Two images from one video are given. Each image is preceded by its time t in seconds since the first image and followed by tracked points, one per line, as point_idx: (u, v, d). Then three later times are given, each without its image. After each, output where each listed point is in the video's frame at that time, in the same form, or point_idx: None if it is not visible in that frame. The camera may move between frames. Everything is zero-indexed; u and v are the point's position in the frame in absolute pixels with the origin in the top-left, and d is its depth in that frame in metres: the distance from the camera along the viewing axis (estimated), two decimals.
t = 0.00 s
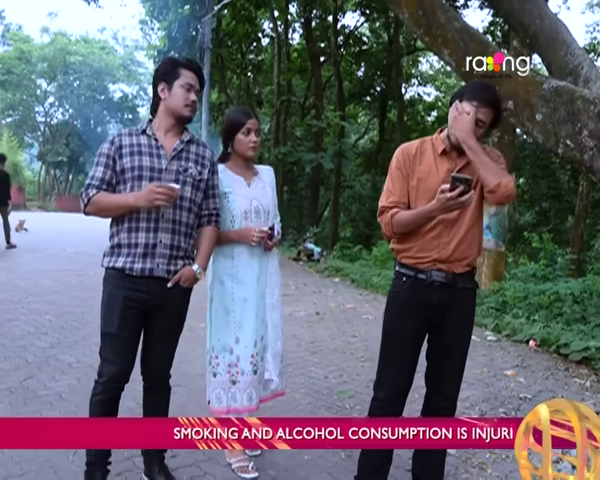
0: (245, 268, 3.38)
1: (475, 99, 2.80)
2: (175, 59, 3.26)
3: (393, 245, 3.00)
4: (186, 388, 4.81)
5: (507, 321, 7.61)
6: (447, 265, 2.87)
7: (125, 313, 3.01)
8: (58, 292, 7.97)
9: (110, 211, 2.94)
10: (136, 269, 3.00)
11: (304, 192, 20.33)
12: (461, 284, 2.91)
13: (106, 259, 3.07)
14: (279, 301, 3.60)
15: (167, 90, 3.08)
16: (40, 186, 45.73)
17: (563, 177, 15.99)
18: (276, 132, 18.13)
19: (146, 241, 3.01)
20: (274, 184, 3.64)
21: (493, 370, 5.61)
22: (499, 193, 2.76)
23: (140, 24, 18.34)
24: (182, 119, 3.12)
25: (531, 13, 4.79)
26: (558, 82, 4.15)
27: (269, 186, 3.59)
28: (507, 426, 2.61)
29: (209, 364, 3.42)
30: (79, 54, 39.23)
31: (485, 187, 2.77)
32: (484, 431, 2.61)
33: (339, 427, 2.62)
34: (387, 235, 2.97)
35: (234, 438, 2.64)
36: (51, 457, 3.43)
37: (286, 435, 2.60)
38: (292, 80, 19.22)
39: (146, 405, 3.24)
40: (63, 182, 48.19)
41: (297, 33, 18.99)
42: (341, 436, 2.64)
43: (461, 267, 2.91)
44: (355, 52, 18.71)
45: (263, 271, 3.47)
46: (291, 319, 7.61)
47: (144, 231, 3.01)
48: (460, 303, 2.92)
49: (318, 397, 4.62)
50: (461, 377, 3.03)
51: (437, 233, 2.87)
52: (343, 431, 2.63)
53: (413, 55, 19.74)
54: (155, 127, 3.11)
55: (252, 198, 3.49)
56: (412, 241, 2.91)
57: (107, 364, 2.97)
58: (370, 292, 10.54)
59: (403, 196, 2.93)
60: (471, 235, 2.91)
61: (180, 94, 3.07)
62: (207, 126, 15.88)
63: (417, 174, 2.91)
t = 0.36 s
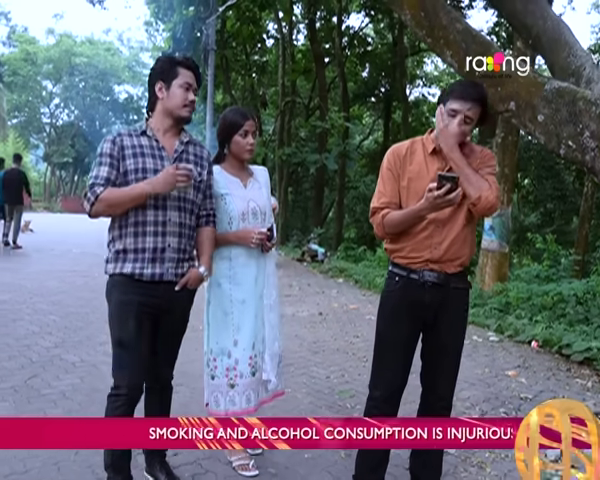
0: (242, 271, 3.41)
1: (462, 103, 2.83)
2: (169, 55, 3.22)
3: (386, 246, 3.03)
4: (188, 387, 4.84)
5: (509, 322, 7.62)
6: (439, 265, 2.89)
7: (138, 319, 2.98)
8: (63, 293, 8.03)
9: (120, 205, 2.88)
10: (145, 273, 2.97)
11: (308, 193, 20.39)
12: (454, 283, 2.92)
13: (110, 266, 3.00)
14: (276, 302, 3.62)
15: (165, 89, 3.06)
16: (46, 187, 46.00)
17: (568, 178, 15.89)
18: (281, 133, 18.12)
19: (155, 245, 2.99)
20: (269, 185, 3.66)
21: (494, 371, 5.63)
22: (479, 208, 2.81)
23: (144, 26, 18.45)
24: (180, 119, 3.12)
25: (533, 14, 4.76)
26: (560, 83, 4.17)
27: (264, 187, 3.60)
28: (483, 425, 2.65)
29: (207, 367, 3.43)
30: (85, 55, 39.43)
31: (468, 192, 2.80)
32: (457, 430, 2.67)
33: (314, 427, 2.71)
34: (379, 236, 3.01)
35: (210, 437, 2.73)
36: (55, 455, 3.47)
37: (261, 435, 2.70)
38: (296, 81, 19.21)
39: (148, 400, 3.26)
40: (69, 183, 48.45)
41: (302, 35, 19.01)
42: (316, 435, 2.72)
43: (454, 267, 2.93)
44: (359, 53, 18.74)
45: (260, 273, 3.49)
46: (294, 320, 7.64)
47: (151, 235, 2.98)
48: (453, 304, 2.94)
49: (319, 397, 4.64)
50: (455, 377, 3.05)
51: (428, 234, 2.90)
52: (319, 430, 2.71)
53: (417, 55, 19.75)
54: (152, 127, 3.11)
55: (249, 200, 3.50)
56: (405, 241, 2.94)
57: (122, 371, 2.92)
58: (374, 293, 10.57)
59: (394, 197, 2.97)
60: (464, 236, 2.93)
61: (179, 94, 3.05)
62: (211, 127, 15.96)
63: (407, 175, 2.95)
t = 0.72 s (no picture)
0: (247, 269, 3.42)
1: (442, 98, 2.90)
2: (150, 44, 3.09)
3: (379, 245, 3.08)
4: (194, 385, 4.87)
5: (515, 321, 7.63)
6: (431, 262, 2.93)
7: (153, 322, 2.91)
8: (70, 291, 8.09)
9: (148, 185, 2.77)
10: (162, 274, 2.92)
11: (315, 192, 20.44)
12: (447, 281, 2.95)
13: (121, 270, 2.89)
14: (282, 299, 3.62)
15: (154, 83, 2.94)
16: (54, 187, 46.25)
17: (575, 178, 15.69)
18: (287, 133, 18.13)
19: (171, 244, 2.95)
20: (272, 183, 3.68)
21: (499, 369, 5.64)
22: (467, 206, 2.83)
23: (151, 26, 18.55)
24: (170, 113, 3.04)
25: (539, 12, 4.76)
26: (565, 82, 4.16)
27: (268, 185, 3.62)
28: (457, 425, 2.71)
29: (212, 369, 3.40)
30: (92, 55, 39.62)
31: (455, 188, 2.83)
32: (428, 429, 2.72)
33: (290, 427, 2.68)
34: (371, 234, 3.06)
35: (185, 438, 2.69)
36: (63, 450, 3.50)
37: (237, 434, 2.78)
38: (302, 81, 19.20)
39: (155, 406, 3.25)
40: (76, 183, 48.70)
41: (308, 34, 19.00)
42: (292, 435, 2.69)
43: (446, 264, 2.95)
44: (365, 53, 18.70)
45: (265, 271, 3.49)
46: (299, 319, 7.67)
47: (167, 235, 2.94)
48: (446, 302, 2.95)
49: (324, 394, 4.67)
50: (451, 374, 3.06)
51: (419, 231, 2.93)
52: (294, 430, 2.68)
53: (424, 55, 19.75)
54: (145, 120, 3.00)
55: (254, 199, 3.51)
56: (397, 238, 2.99)
57: (139, 378, 2.87)
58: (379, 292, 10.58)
59: (383, 194, 3.04)
60: (455, 233, 2.96)
61: (169, 86, 2.94)
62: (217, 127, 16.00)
63: (397, 173, 3.02)
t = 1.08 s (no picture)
0: (261, 266, 3.43)
1: (431, 92, 2.95)
2: (153, 35, 3.04)
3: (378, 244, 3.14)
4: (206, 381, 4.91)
5: (526, 320, 7.61)
6: (429, 259, 2.97)
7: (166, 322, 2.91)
8: (83, 289, 8.17)
9: (177, 166, 2.74)
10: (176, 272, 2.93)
11: (326, 191, 20.44)
12: (444, 278, 2.99)
13: (136, 270, 2.84)
14: (295, 296, 3.61)
15: (159, 79, 2.91)
16: (67, 186, 46.59)
17: (588, 177, 15.53)
18: (298, 132, 18.24)
19: (184, 242, 2.97)
20: (287, 181, 3.68)
21: (510, 368, 5.64)
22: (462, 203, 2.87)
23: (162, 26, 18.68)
24: (173, 110, 3.02)
25: (551, 10, 4.72)
26: (577, 80, 4.13)
27: (283, 183, 3.62)
28: (432, 425, 2.71)
29: (226, 365, 3.43)
30: (103, 55, 39.92)
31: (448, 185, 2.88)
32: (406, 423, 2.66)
33: (265, 427, 2.71)
34: (369, 234, 3.11)
35: (161, 437, 2.69)
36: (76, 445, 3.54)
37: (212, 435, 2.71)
38: (313, 80, 19.19)
39: (169, 405, 3.28)
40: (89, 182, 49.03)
41: (319, 33, 18.97)
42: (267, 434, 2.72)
43: (443, 262, 2.99)
44: (376, 52, 18.68)
45: (279, 268, 3.49)
46: (310, 317, 7.70)
47: (180, 233, 2.96)
48: (444, 300, 2.98)
49: (334, 391, 4.69)
50: (454, 366, 3.05)
51: (417, 229, 2.98)
52: (269, 430, 2.72)
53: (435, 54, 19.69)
54: (150, 115, 2.97)
55: (269, 196, 3.51)
56: (395, 237, 3.04)
57: (151, 378, 2.88)
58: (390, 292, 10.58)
59: (379, 193, 3.09)
60: (452, 231, 3.00)
61: (172, 83, 2.92)
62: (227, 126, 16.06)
63: (392, 172, 3.08)
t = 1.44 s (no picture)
0: (275, 265, 3.44)
1: (406, 91, 3.04)
2: (161, 33, 3.04)
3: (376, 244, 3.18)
4: (216, 380, 4.92)
5: (537, 322, 7.56)
6: (427, 259, 3.00)
7: (168, 322, 2.94)
8: (94, 289, 8.23)
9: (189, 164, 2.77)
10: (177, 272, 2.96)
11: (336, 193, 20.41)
12: (442, 277, 3.03)
13: (137, 270, 2.87)
14: (307, 295, 3.61)
15: (164, 80, 2.94)
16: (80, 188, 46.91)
17: None
18: (309, 133, 18.34)
19: (185, 242, 3.01)
20: (301, 180, 3.67)
21: (520, 369, 5.62)
22: (455, 202, 2.90)
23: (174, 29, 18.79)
24: (174, 111, 3.04)
25: (562, 10, 4.63)
26: (588, 80, 4.13)
27: (297, 183, 3.61)
28: (408, 426, 2.82)
29: (240, 360, 3.46)
30: (116, 57, 40.31)
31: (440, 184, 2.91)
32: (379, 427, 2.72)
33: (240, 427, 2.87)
34: (368, 236, 3.16)
35: (135, 438, 2.71)
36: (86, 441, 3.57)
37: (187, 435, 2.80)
38: (325, 81, 19.16)
39: (178, 403, 3.30)
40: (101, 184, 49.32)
41: (330, 35, 18.95)
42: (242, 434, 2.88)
43: (440, 261, 3.03)
44: (388, 54, 18.58)
45: (292, 266, 3.49)
46: (320, 317, 7.71)
47: (181, 232, 2.99)
48: (442, 299, 3.03)
49: (343, 391, 4.70)
50: (456, 366, 3.11)
51: (414, 229, 3.01)
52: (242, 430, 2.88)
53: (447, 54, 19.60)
54: (152, 113, 3.00)
55: (283, 194, 3.50)
56: (392, 237, 3.07)
57: (152, 377, 2.90)
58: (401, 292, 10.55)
59: (374, 194, 3.15)
60: (449, 230, 3.04)
61: (176, 86, 2.95)
62: (238, 128, 16.12)
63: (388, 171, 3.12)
